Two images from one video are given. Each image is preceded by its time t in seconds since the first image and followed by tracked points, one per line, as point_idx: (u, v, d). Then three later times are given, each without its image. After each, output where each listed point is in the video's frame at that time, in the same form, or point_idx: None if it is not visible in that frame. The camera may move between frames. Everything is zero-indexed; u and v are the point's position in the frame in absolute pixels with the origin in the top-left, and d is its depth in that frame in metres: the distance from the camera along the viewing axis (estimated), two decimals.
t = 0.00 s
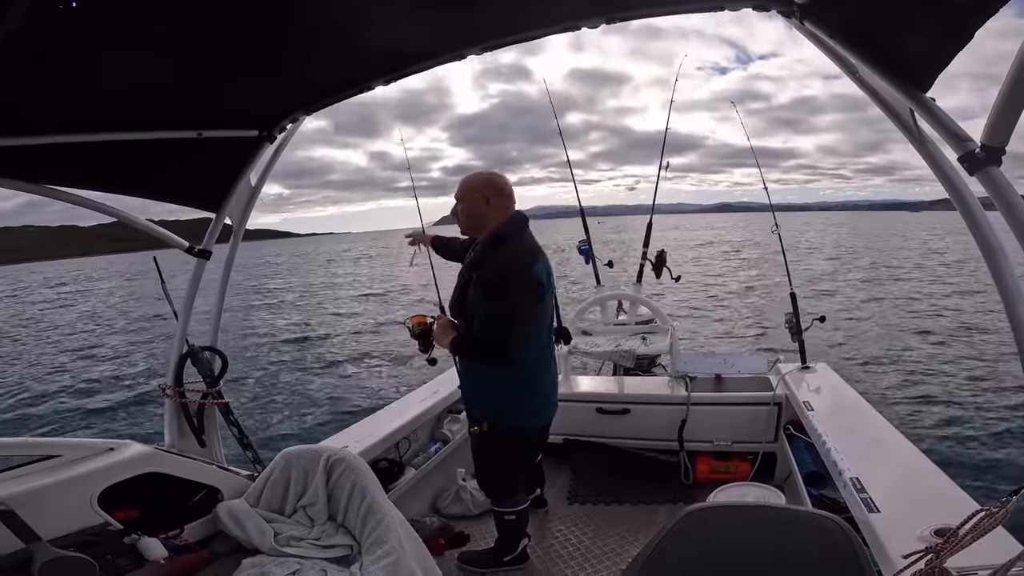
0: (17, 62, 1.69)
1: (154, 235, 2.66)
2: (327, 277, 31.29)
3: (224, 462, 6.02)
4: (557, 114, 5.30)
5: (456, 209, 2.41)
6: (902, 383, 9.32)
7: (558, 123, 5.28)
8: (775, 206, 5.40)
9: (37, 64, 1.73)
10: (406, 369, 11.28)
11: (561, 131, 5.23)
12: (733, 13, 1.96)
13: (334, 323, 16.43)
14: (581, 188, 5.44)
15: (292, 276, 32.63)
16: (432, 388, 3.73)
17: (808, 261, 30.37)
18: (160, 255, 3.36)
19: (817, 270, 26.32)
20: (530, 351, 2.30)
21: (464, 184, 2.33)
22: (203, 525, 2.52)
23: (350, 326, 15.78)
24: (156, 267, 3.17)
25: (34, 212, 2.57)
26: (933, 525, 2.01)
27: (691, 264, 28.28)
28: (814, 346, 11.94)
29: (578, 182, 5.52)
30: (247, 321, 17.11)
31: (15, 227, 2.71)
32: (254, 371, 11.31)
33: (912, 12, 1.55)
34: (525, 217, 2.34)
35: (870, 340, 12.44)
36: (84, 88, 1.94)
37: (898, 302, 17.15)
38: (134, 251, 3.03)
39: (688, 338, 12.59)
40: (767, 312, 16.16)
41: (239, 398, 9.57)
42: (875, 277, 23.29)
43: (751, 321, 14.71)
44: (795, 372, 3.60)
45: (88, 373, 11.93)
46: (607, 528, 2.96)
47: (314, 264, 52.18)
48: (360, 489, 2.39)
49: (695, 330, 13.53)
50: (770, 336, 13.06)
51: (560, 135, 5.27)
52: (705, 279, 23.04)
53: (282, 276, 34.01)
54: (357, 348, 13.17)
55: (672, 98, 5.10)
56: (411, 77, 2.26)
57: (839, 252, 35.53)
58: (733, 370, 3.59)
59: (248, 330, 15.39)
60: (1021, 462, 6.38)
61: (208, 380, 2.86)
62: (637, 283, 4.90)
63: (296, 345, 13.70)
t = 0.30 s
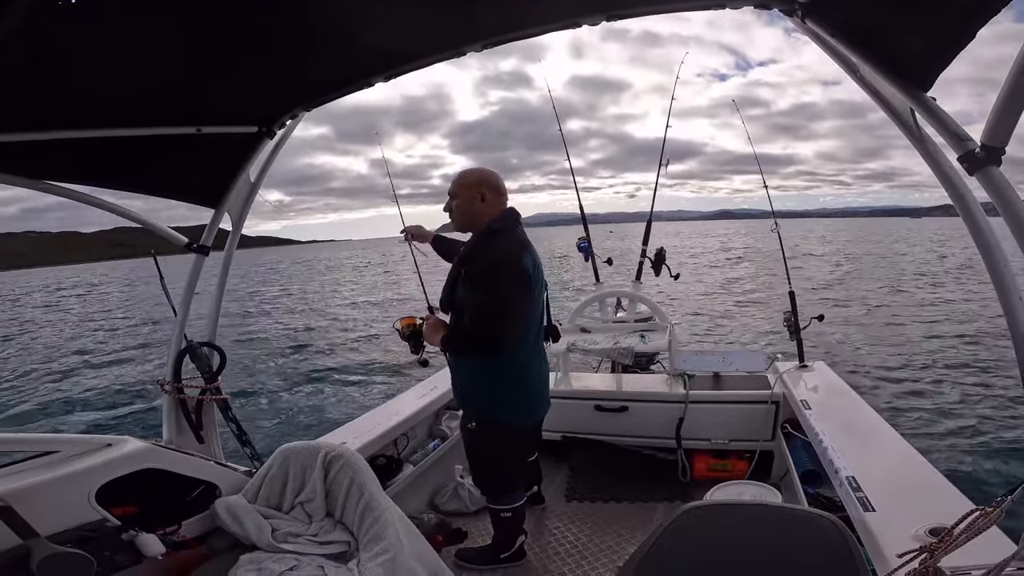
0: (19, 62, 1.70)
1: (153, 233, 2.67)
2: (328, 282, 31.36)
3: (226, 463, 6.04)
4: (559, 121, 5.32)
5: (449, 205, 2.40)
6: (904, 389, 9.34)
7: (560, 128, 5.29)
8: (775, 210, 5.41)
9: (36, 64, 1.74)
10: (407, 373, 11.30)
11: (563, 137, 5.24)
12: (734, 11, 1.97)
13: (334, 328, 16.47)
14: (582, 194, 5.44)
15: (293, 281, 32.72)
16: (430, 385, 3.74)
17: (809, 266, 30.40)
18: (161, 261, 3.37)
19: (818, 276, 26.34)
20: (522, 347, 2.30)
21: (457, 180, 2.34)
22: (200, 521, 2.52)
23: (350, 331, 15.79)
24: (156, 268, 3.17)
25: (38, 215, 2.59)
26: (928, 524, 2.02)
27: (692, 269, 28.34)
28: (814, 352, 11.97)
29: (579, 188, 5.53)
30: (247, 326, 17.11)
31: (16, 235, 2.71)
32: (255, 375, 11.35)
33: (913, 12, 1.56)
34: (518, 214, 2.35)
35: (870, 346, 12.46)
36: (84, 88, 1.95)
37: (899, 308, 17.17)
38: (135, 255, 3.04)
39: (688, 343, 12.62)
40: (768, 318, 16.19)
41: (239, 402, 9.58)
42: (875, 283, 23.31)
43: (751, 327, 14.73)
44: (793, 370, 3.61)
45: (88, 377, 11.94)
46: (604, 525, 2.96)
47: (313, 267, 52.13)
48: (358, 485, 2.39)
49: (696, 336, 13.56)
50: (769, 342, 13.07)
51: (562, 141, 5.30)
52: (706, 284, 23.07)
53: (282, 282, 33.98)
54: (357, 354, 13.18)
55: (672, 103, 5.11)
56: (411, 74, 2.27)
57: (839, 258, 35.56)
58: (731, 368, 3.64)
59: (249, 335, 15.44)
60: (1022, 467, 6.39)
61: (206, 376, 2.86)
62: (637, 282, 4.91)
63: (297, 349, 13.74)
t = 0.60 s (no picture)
0: (18, 62, 1.69)
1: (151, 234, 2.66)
2: (327, 286, 31.38)
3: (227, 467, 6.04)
4: (558, 125, 5.33)
5: (442, 210, 2.40)
6: (904, 392, 9.35)
7: (560, 133, 5.29)
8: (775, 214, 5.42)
9: (35, 64, 1.74)
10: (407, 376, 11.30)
11: (564, 143, 5.23)
12: (734, 13, 1.97)
13: (334, 334, 16.48)
14: (582, 199, 5.42)
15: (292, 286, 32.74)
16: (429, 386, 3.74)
17: (808, 269, 30.45)
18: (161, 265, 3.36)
19: (817, 278, 26.39)
20: (519, 346, 2.30)
21: (449, 183, 2.34)
22: (197, 522, 2.51)
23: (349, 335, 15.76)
24: (156, 272, 3.16)
25: (38, 218, 2.59)
26: (926, 526, 2.02)
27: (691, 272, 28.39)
28: (813, 355, 11.98)
29: (580, 193, 5.53)
30: (246, 331, 17.08)
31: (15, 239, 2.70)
32: (255, 381, 11.36)
33: (913, 14, 1.56)
34: (510, 215, 2.36)
35: (869, 349, 12.45)
36: (83, 89, 1.95)
37: (898, 310, 17.20)
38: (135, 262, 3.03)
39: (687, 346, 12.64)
40: (767, 321, 16.22)
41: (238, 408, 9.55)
42: (874, 285, 23.35)
43: (750, 331, 14.73)
44: (792, 373, 3.61)
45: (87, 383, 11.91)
46: (603, 527, 2.96)
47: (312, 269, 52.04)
48: (356, 486, 2.39)
49: (695, 340, 13.58)
50: (769, 346, 13.07)
51: (562, 147, 5.31)
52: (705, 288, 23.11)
53: (281, 287, 33.97)
54: (356, 359, 13.15)
55: (671, 108, 5.11)
56: (411, 75, 2.26)
57: (839, 261, 35.59)
58: (729, 369, 3.54)
59: (248, 340, 15.45)
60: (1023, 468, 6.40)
61: (204, 377, 2.86)
62: (637, 285, 4.92)
63: (296, 354, 13.74)
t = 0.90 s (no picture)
0: (18, 62, 1.69)
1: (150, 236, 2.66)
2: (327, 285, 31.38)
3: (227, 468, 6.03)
4: (558, 124, 5.33)
5: (440, 212, 2.39)
6: (903, 389, 9.36)
7: (560, 132, 5.29)
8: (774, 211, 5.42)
9: (35, 64, 1.73)
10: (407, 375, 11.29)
11: (563, 142, 5.23)
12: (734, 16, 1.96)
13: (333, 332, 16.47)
14: (581, 197, 5.39)
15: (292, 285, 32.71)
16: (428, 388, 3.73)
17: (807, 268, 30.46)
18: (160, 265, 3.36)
19: (816, 277, 26.40)
20: (521, 346, 2.30)
21: (445, 185, 2.34)
22: (197, 523, 2.51)
23: (348, 335, 15.75)
24: (156, 273, 3.15)
25: (38, 219, 2.58)
26: (926, 528, 2.02)
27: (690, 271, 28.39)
28: (813, 353, 11.98)
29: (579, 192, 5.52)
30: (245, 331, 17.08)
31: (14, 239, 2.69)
32: (255, 379, 11.34)
33: (913, 15, 1.56)
34: (508, 217, 2.36)
35: (869, 347, 12.46)
36: (82, 89, 1.95)
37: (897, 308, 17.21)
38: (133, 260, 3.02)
39: (687, 345, 12.64)
40: (767, 319, 16.23)
41: (239, 408, 9.54)
42: (873, 283, 23.37)
43: (750, 329, 14.74)
44: (792, 375, 3.62)
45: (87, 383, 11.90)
46: (603, 529, 2.96)
47: (312, 269, 52.06)
48: (356, 488, 2.38)
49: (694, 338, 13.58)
50: (769, 344, 13.07)
51: (562, 145, 5.30)
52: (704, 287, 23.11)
53: (281, 286, 33.98)
54: (356, 358, 13.15)
55: (671, 107, 5.10)
56: (411, 76, 2.26)
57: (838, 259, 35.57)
58: (729, 372, 3.48)
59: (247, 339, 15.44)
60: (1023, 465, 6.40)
61: (204, 378, 2.85)
62: (637, 287, 4.91)
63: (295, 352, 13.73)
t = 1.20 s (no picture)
0: (18, 61, 1.68)
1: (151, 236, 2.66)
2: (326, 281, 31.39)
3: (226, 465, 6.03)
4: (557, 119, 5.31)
5: (439, 215, 2.38)
6: (902, 383, 9.36)
7: (560, 129, 5.26)
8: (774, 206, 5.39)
9: (35, 65, 1.73)
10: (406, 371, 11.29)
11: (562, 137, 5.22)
12: (734, 17, 1.95)
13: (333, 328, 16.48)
14: (581, 192, 5.41)
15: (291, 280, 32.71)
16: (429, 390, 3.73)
17: (807, 263, 30.46)
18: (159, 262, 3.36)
19: (816, 272, 26.40)
20: (522, 348, 2.30)
21: (444, 187, 2.33)
22: (197, 524, 2.50)
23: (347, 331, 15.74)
24: (156, 272, 3.14)
25: (35, 216, 2.56)
26: (929, 530, 2.02)
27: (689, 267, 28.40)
28: (812, 348, 11.99)
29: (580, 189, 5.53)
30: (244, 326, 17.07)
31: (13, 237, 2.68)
32: (254, 375, 11.33)
33: (914, 16, 1.56)
34: (507, 219, 2.35)
35: (869, 342, 12.44)
36: (81, 90, 1.94)
37: (897, 303, 17.19)
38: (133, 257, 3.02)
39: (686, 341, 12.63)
40: (766, 314, 16.22)
41: (238, 405, 9.53)
42: (873, 279, 23.36)
43: (750, 324, 14.71)
44: (793, 377, 3.61)
45: (86, 379, 11.89)
46: (604, 531, 2.95)
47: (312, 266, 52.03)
48: (356, 489, 2.38)
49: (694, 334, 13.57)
50: (768, 338, 13.07)
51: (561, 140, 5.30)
52: (704, 282, 23.10)
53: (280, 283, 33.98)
54: (355, 354, 13.15)
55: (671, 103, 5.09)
56: (412, 77, 2.26)
57: (838, 255, 35.53)
58: (730, 374, 3.48)
59: (247, 335, 15.43)
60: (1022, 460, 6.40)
61: (205, 380, 2.85)
62: (637, 287, 4.91)
63: (295, 348, 13.71)
